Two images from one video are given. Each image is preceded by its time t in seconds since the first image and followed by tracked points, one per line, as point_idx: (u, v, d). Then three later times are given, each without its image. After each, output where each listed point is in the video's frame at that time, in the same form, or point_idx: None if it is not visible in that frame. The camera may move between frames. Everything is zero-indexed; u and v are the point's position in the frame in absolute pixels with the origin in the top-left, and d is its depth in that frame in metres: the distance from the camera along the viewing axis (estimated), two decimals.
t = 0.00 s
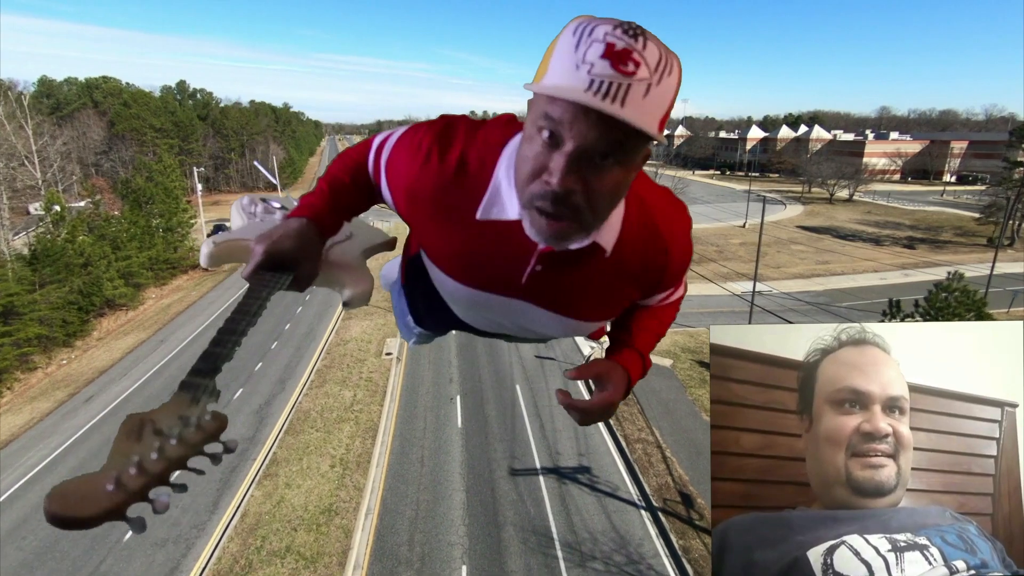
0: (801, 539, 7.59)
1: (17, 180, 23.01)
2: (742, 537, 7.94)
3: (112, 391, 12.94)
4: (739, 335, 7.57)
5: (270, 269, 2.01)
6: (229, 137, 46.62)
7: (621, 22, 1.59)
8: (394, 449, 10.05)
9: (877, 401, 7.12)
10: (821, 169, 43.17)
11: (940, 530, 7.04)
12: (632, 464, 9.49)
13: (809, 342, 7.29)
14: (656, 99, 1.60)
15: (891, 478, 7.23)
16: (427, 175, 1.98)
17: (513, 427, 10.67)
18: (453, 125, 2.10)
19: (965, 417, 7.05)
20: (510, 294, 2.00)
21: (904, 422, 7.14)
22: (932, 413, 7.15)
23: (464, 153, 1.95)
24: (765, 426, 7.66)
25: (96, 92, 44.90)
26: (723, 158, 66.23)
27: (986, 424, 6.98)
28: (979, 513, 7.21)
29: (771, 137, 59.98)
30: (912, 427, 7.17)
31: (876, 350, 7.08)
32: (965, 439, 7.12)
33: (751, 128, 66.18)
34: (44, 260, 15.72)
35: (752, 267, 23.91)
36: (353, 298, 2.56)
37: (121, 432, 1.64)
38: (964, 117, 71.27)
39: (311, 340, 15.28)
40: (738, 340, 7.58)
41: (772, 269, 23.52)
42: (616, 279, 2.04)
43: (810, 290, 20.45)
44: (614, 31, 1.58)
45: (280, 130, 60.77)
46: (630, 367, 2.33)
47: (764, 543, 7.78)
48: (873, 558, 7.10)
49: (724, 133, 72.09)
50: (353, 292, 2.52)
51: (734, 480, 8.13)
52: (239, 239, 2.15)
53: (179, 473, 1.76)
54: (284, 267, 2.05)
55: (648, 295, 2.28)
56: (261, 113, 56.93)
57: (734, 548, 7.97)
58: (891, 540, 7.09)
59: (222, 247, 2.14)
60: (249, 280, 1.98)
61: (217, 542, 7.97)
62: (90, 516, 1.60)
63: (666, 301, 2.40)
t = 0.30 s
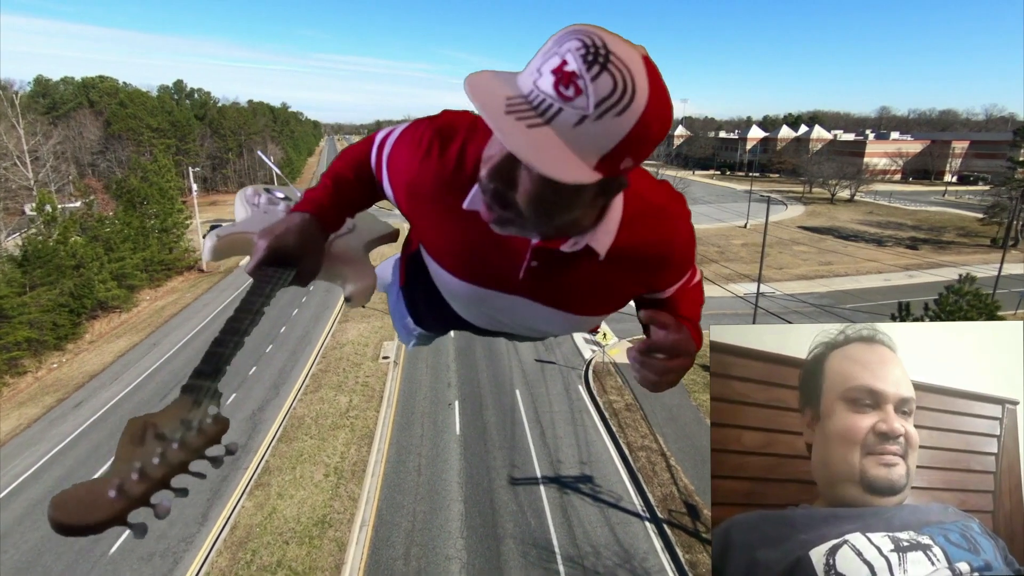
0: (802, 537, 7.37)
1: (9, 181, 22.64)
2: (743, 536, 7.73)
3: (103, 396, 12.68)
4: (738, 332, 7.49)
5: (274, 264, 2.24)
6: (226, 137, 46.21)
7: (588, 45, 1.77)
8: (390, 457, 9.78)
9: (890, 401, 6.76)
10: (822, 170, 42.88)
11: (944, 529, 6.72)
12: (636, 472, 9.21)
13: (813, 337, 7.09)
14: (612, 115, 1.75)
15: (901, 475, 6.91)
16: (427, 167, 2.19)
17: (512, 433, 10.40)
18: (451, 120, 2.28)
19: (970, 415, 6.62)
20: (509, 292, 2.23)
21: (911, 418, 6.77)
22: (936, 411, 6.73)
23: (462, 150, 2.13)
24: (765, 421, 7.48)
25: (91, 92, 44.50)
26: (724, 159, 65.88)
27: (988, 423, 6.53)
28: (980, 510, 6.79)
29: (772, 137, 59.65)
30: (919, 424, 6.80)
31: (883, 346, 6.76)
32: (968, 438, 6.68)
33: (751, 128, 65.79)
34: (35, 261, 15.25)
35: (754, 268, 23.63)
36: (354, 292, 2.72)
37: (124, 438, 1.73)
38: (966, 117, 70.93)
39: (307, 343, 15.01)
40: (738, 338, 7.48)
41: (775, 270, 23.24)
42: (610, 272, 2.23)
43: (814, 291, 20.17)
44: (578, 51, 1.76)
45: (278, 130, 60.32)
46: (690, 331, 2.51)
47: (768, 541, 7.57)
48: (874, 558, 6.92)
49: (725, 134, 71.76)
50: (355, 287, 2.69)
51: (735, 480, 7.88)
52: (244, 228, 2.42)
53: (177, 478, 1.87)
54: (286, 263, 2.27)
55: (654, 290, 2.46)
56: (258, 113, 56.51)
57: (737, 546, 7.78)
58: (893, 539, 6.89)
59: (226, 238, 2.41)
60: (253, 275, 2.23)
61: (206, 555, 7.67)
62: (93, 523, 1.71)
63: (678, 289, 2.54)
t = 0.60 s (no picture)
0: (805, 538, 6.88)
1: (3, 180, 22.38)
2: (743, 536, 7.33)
3: (93, 397, 12.40)
4: (738, 334, 7.16)
5: (259, 279, 2.06)
6: (224, 136, 46.07)
7: (581, 65, 1.57)
8: (386, 461, 9.49)
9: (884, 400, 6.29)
10: (823, 169, 42.67)
11: (943, 529, 6.14)
12: (640, 477, 8.90)
13: (813, 338, 6.63)
14: (610, 140, 1.59)
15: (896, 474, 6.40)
16: (423, 182, 1.95)
17: (512, 436, 10.12)
18: (448, 125, 2.03)
19: (969, 416, 6.09)
20: (507, 298, 2.06)
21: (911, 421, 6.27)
22: (935, 411, 6.18)
23: (462, 159, 1.90)
24: (765, 425, 7.13)
25: (89, 91, 44.29)
26: (723, 158, 65.74)
27: (988, 424, 6.01)
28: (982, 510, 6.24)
29: (772, 136, 59.53)
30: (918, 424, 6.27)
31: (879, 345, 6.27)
32: (973, 436, 6.10)
33: (751, 128, 65.72)
34: (26, 261, 15.18)
35: (757, 267, 23.37)
36: (333, 320, 2.45)
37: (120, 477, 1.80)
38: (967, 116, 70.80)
39: (303, 344, 14.74)
40: (739, 339, 7.16)
41: (778, 269, 22.96)
42: (612, 277, 2.05)
43: (818, 291, 19.89)
44: (571, 72, 1.57)
45: (277, 129, 60.51)
46: (670, 352, 2.29)
47: (768, 541, 7.14)
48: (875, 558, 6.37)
49: (725, 133, 71.52)
50: (333, 315, 2.43)
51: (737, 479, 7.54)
52: (233, 223, 2.17)
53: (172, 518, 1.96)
54: (274, 278, 2.09)
55: (651, 296, 2.29)
56: (257, 113, 56.44)
57: (735, 547, 7.39)
58: (893, 539, 6.31)
59: (212, 232, 2.15)
60: (241, 283, 2.07)
61: (194, 563, 7.38)
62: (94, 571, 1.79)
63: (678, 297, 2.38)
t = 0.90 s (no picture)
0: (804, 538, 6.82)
1: None
2: (743, 536, 7.18)
3: (83, 399, 12.12)
4: (737, 336, 7.13)
5: (249, 276, 1.81)
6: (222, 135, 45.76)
7: (585, 66, 1.46)
8: (382, 465, 9.23)
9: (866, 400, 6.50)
10: (825, 168, 42.40)
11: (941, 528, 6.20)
12: (643, 483, 8.62)
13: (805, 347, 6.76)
14: (613, 143, 1.47)
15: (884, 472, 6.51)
16: (422, 190, 1.78)
17: (511, 439, 9.87)
18: (446, 127, 1.88)
19: (965, 416, 6.24)
20: (509, 303, 1.90)
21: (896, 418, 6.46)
22: (929, 409, 6.39)
23: (462, 160, 1.74)
24: (765, 424, 7.07)
25: (85, 89, 43.90)
26: (724, 158, 65.43)
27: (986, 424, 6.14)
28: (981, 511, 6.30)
29: (773, 135, 59.22)
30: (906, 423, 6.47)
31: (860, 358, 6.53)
32: (968, 437, 6.28)
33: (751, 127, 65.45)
34: (16, 260, 14.89)
35: (760, 267, 23.12)
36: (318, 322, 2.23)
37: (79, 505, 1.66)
38: (968, 114, 70.48)
39: (299, 345, 14.46)
40: (737, 341, 7.13)
41: (781, 269, 22.69)
42: (612, 284, 1.92)
43: (822, 291, 19.63)
44: (574, 74, 1.45)
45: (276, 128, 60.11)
46: (655, 360, 2.09)
47: (766, 542, 6.99)
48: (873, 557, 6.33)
49: (725, 133, 71.31)
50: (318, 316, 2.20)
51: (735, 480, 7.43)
52: (229, 205, 1.96)
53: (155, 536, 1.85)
54: (266, 273, 1.84)
55: (650, 299, 2.13)
56: (255, 111, 56.12)
57: (736, 548, 7.21)
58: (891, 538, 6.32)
59: (204, 211, 1.92)
60: (229, 277, 1.81)
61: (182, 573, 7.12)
62: None
63: (678, 301, 2.22)
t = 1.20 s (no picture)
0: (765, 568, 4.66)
1: None
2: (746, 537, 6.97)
3: (74, 404, 11.85)
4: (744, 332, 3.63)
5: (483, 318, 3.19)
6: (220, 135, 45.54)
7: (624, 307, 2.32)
8: (379, 472, 9.00)
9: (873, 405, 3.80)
10: (826, 168, 42.21)
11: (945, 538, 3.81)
12: (647, 492, 8.36)
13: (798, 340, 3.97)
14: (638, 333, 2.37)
15: (887, 479, 3.91)
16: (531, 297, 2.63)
17: (511, 445, 9.64)
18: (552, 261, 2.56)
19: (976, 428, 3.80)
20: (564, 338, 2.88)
21: (902, 422, 3.83)
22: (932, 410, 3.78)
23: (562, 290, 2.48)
24: (768, 432, 4.20)
25: (82, 89, 43.64)
26: (724, 158, 65.22)
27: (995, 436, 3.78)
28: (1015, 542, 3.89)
29: (773, 135, 59.04)
30: (915, 424, 3.84)
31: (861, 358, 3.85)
32: (969, 436, 3.83)
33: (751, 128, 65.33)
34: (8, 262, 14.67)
35: (762, 268, 22.91)
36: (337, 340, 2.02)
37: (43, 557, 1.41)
38: (968, 114, 70.40)
39: (295, 347, 14.20)
40: (742, 343, 3.64)
41: (784, 270, 22.45)
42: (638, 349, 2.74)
43: (826, 292, 19.40)
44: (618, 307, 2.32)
45: (274, 129, 59.95)
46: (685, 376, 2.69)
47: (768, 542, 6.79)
48: None
49: (725, 133, 71.12)
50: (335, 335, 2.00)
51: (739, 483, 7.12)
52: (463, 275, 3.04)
53: None
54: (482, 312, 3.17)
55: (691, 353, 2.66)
56: (253, 112, 55.93)
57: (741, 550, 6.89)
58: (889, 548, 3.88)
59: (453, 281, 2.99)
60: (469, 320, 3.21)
61: None
62: None
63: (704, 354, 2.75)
